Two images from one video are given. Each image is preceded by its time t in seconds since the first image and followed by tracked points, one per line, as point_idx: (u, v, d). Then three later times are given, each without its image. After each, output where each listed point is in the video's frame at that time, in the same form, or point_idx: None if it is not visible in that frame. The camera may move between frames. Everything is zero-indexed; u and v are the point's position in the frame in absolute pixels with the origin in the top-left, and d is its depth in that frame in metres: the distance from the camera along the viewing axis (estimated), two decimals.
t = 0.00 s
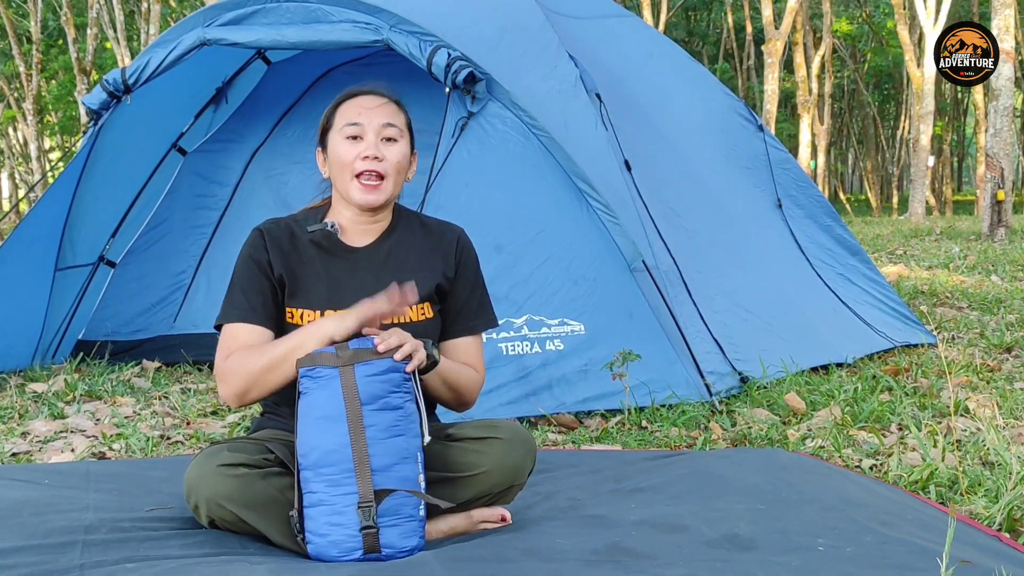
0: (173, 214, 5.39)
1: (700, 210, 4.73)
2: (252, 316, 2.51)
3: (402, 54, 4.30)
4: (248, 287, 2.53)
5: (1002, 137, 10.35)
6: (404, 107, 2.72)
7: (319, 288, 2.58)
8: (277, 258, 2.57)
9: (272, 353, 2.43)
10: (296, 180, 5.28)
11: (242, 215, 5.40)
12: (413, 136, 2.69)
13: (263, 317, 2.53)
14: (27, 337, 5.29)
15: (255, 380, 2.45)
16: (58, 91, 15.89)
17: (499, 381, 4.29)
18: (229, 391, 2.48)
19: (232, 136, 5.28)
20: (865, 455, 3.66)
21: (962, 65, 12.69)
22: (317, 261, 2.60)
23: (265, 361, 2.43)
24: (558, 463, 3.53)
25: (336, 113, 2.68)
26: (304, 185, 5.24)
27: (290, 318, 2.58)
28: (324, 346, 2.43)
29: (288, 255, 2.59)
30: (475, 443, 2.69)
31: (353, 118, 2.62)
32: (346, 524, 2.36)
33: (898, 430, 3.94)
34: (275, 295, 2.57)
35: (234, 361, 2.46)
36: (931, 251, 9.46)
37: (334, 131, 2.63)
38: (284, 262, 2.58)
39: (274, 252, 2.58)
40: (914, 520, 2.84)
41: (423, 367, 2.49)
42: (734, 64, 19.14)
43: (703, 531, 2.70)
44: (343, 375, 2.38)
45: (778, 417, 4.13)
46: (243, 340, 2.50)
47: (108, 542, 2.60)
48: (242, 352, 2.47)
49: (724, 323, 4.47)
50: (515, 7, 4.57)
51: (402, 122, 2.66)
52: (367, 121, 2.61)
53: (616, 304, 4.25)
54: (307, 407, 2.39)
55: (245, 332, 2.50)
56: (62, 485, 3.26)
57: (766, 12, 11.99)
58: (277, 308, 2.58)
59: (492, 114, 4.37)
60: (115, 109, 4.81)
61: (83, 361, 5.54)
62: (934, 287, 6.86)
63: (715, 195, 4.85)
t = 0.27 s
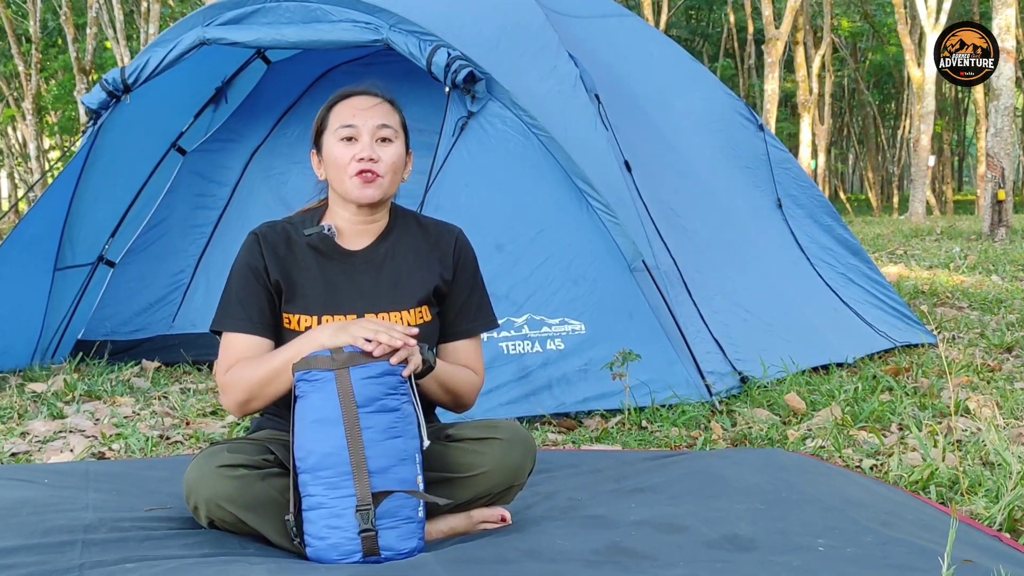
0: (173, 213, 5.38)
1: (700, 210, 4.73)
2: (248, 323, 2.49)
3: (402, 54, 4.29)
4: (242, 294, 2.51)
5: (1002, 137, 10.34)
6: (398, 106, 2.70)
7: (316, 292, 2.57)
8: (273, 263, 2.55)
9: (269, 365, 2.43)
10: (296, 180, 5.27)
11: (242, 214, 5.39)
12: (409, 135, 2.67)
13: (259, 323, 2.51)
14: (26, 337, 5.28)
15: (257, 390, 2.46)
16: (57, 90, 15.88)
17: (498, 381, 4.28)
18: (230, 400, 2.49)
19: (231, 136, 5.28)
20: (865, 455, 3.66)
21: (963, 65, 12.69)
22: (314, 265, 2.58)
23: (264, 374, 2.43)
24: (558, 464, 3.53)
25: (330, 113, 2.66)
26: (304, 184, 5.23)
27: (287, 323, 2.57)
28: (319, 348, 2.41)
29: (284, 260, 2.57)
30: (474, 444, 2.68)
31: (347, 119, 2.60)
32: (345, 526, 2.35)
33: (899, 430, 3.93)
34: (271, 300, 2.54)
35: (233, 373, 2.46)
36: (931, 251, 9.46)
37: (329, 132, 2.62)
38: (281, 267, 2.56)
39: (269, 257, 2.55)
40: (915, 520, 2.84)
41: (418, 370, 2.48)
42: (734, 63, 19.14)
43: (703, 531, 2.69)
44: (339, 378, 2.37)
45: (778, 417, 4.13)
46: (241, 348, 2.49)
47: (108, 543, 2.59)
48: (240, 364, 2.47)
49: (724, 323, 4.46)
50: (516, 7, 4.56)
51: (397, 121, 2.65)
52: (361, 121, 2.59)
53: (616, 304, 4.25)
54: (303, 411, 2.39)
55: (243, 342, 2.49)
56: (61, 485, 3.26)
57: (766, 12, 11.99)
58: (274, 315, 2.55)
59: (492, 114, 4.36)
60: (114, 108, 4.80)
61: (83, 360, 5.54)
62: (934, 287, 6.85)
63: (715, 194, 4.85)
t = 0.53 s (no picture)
0: (172, 213, 5.37)
1: (700, 211, 4.72)
2: (245, 330, 2.49)
3: (402, 53, 4.29)
4: (239, 301, 2.51)
5: (1003, 136, 10.34)
6: (395, 107, 2.67)
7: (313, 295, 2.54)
8: (269, 268, 2.54)
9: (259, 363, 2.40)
10: (295, 179, 5.27)
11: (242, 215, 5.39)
12: (406, 138, 2.66)
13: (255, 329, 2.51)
14: (25, 336, 5.28)
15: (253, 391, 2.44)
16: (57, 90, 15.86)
17: (498, 381, 4.27)
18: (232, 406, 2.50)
19: (231, 136, 5.27)
20: (865, 456, 3.66)
21: (963, 65, 12.69)
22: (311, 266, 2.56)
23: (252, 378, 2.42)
24: (558, 464, 3.52)
25: (327, 116, 2.62)
26: (303, 184, 5.23)
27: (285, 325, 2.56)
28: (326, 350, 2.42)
29: (280, 264, 2.56)
30: (475, 444, 2.68)
31: (345, 124, 2.57)
32: (345, 527, 2.35)
33: (899, 430, 3.93)
34: (267, 306, 2.53)
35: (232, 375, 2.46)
36: (932, 251, 9.45)
37: (325, 136, 2.58)
38: (276, 272, 2.55)
39: (265, 262, 2.54)
40: (915, 520, 2.83)
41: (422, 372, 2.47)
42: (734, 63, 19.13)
43: (704, 531, 2.69)
44: (343, 378, 2.38)
45: (778, 417, 4.13)
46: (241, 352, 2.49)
47: (107, 543, 2.58)
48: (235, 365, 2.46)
49: (724, 324, 4.46)
50: (516, 6, 4.56)
51: (394, 124, 2.62)
52: (359, 126, 2.56)
53: (615, 304, 4.24)
54: (306, 410, 2.38)
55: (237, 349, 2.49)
56: (60, 485, 3.25)
57: (767, 10, 11.98)
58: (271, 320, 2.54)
59: (492, 113, 4.35)
60: (114, 108, 4.79)
61: (82, 360, 5.53)
62: (935, 287, 6.84)
63: (714, 194, 4.84)
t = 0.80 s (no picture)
0: (172, 213, 5.37)
1: (700, 211, 4.71)
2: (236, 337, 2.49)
3: (402, 53, 4.29)
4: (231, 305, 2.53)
5: (1003, 136, 10.33)
6: (382, 115, 2.59)
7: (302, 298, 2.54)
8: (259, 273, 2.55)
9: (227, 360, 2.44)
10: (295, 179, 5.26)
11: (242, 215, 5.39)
12: (395, 145, 2.60)
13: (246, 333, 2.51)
14: (25, 336, 5.27)
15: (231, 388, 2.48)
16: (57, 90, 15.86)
17: (499, 381, 4.27)
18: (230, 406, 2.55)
19: (231, 135, 5.27)
20: (866, 456, 3.65)
21: (962, 65, 12.69)
22: (303, 268, 2.57)
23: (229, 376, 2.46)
24: (558, 464, 3.52)
25: (314, 126, 2.56)
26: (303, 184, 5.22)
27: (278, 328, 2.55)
28: (354, 346, 2.41)
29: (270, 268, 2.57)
30: (476, 444, 2.67)
31: (330, 139, 2.52)
32: (351, 528, 2.35)
33: (899, 430, 3.93)
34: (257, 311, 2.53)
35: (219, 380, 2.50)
36: (933, 251, 9.45)
37: (312, 149, 2.54)
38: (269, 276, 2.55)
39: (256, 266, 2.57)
40: (915, 520, 2.83)
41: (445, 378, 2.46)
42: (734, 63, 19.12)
43: (704, 532, 2.68)
44: (368, 379, 2.36)
45: (778, 417, 4.12)
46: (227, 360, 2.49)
47: (106, 543, 2.58)
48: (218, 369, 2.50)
49: (724, 325, 4.45)
50: (516, 6, 4.55)
51: (381, 136, 2.55)
52: (344, 142, 2.51)
53: (615, 305, 4.23)
54: (325, 403, 2.38)
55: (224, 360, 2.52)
56: (60, 485, 3.25)
57: (768, 9, 11.97)
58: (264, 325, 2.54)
59: (492, 113, 4.35)
60: (114, 107, 4.78)
61: (81, 360, 5.53)
62: (935, 287, 6.84)
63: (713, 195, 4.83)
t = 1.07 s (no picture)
0: (171, 213, 5.36)
1: (700, 211, 4.70)
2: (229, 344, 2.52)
3: (402, 52, 4.28)
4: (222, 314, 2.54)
5: (1004, 136, 10.33)
6: (359, 120, 2.56)
7: (291, 305, 2.56)
8: (248, 281, 2.56)
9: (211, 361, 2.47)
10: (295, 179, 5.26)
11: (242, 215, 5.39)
12: (374, 148, 2.57)
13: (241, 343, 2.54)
14: (24, 336, 5.26)
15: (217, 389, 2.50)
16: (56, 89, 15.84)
17: (497, 382, 4.25)
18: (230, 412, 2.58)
19: (231, 135, 5.26)
20: (866, 456, 3.65)
21: (962, 65, 12.68)
22: (292, 274, 2.58)
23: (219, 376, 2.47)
24: (558, 464, 3.51)
25: (291, 134, 2.54)
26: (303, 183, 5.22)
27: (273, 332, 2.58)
28: (364, 343, 2.42)
29: (259, 275, 2.58)
30: (476, 444, 2.67)
31: (306, 148, 2.49)
32: (353, 524, 2.34)
33: (900, 431, 3.92)
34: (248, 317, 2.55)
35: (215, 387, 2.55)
36: (933, 251, 9.45)
37: (291, 159, 2.52)
38: (257, 285, 2.56)
39: (246, 276, 2.56)
40: (915, 520, 2.82)
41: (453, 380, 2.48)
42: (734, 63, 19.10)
43: (704, 532, 2.68)
44: (377, 376, 2.36)
45: (778, 417, 4.12)
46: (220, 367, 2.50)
47: (105, 543, 2.57)
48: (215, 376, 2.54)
49: (724, 325, 4.44)
50: (516, 5, 4.55)
51: (359, 141, 2.52)
52: (320, 151, 2.48)
53: (614, 305, 4.22)
54: (334, 397, 2.39)
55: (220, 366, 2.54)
56: (59, 485, 3.24)
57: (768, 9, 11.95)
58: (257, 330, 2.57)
59: (492, 112, 4.34)
60: (113, 107, 4.78)
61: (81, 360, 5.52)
62: (936, 287, 6.83)
63: (713, 194, 4.82)
